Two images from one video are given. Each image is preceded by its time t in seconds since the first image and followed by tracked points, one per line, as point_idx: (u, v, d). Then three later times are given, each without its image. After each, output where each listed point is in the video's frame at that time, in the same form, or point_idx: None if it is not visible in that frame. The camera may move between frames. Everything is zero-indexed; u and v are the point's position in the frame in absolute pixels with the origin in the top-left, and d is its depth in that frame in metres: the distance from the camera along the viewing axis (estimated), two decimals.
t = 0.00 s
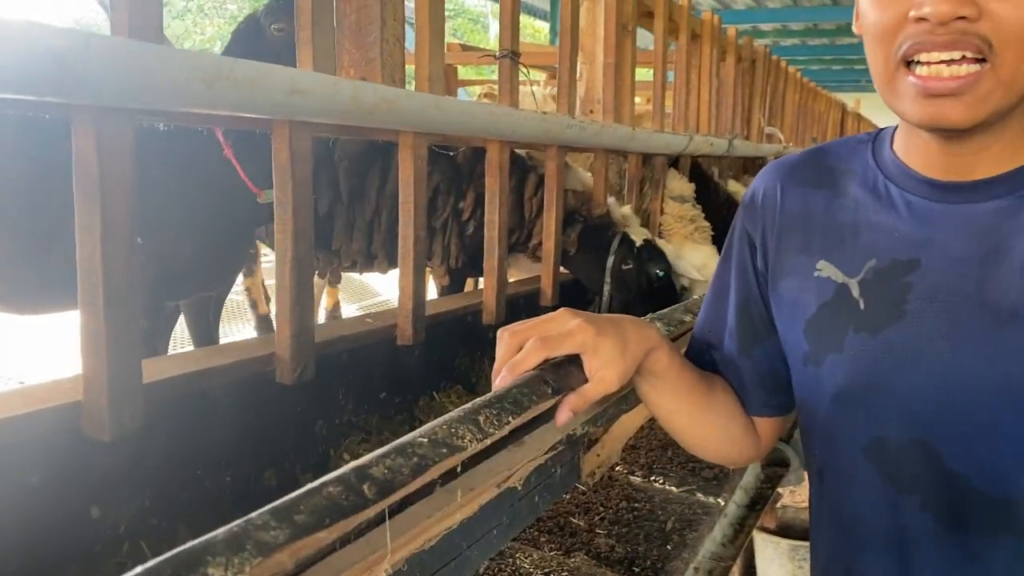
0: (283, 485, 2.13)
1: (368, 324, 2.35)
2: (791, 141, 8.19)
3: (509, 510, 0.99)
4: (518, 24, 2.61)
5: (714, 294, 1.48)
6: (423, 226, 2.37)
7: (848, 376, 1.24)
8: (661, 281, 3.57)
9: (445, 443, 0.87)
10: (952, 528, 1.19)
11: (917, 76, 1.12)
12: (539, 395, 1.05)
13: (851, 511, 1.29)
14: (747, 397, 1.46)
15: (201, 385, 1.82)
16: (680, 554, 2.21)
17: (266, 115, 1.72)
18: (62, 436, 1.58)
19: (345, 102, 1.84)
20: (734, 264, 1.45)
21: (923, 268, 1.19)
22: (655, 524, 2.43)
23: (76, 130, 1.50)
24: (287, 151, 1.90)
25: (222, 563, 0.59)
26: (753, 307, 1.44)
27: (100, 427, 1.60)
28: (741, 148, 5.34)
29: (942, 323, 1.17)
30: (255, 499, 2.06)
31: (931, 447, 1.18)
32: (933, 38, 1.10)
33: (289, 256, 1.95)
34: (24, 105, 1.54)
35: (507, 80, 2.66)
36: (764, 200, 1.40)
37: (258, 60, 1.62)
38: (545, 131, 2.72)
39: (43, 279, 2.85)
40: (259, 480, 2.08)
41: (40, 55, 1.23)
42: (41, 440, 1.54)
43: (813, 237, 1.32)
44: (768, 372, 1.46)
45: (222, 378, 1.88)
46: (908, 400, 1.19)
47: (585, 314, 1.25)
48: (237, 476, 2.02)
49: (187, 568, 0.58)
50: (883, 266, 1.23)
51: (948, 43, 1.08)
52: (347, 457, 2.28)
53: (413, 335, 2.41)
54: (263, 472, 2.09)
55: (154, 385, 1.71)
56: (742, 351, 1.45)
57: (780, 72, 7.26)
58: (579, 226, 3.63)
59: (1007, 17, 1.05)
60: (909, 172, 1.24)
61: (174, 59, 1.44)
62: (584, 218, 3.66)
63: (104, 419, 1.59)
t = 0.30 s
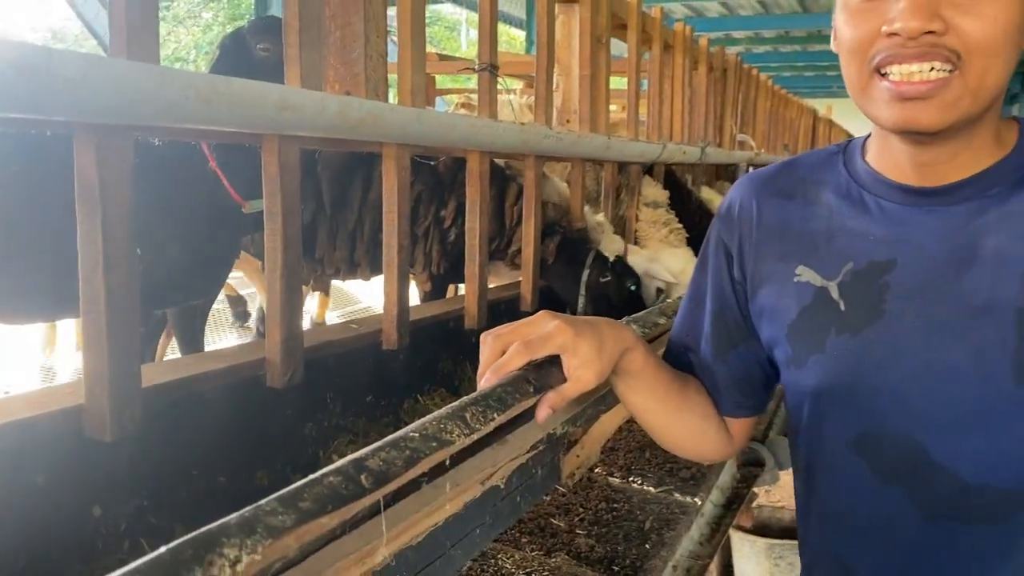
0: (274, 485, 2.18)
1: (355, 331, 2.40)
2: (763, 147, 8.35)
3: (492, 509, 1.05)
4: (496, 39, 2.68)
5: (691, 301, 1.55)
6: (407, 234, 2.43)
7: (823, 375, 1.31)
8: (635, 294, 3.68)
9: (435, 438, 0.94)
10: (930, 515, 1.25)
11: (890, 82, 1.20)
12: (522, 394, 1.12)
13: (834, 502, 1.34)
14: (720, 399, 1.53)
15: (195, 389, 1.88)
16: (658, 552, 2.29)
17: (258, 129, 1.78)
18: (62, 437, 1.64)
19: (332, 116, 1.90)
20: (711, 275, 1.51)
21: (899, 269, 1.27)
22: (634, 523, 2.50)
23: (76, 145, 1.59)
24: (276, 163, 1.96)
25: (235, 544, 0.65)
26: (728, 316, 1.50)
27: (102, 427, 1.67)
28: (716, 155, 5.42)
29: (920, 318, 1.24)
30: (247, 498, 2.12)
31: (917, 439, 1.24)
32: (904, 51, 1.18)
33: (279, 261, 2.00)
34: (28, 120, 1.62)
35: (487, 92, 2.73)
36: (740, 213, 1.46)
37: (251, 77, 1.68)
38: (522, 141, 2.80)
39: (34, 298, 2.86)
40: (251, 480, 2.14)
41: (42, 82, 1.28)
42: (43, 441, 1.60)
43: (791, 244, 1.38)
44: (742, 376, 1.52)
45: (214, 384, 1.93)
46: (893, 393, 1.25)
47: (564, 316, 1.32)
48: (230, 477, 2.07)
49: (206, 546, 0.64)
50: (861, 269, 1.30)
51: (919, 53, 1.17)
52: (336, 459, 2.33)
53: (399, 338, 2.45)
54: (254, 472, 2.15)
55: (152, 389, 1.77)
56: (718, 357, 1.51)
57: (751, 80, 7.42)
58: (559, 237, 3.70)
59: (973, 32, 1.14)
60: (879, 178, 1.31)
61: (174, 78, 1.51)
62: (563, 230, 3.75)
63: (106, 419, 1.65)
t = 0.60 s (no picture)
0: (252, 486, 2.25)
1: (332, 336, 2.46)
2: (735, 155, 8.55)
3: (468, 512, 1.12)
4: (467, 53, 2.76)
5: (660, 303, 1.58)
6: (382, 242, 2.50)
7: (778, 368, 1.34)
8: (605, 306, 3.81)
9: (407, 434, 1.01)
10: (877, 504, 1.28)
11: (853, 98, 1.24)
12: (491, 394, 1.18)
13: (790, 492, 1.38)
14: (685, 396, 1.57)
15: (176, 394, 1.93)
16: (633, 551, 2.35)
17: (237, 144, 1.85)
18: (48, 441, 1.70)
19: (309, 131, 1.97)
20: (678, 277, 1.54)
21: (853, 269, 1.28)
22: (609, 525, 2.57)
23: (64, 162, 1.65)
24: (255, 177, 2.01)
25: (222, 529, 0.72)
26: (694, 316, 1.54)
27: (90, 431, 1.72)
28: (682, 164, 5.60)
29: (869, 317, 1.26)
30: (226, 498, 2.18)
31: (865, 430, 1.27)
32: (865, 66, 1.21)
33: (258, 271, 2.05)
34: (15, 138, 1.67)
35: (459, 105, 2.81)
36: (705, 220, 1.47)
37: (231, 95, 1.75)
38: (494, 152, 2.87)
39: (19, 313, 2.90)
40: (231, 480, 2.20)
41: (34, 100, 1.34)
42: (31, 445, 1.65)
43: (752, 246, 1.40)
44: (706, 374, 1.56)
45: (194, 391, 1.98)
46: (844, 387, 1.28)
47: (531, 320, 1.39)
48: (211, 477, 2.14)
49: (195, 530, 0.70)
50: (817, 269, 1.32)
51: (879, 70, 1.20)
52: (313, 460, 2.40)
53: (375, 345, 2.49)
54: (234, 473, 2.21)
55: (137, 396, 1.83)
56: (683, 356, 1.55)
57: (722, 88, 7.57)
58: (532, 249, 3.81)
59: (931, 50, 1.17)
60: (838, 183, 1.32)
61: (160, 97, 1.57)
62: (538, 242, 3.84)
63: (93, 423, 1.71)
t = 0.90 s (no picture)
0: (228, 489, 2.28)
1: (307, 342, 2.50)
2: (705, 163, 8.69)
3: (442, 515, 1.17)
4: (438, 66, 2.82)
5: (625, 309, 1.62)
6: (355, 251, 2.55)
7: (735, 369, 1.37)
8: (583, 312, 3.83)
9: (375, 434, 1.05)
10: (828, 500, 1.34)
11: (811, 108, 1.26)
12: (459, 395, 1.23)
13: (747, 489, 1.43)
14: (650, 398, 1.60)
15: (153, 400, 1.96)
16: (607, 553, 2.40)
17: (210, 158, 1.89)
18: (27, 447, 1.72)
19: (282, 143, 2.01)
20: (642, 283, 1.58)
21: (805, 275, 1.33)
22: (585, 529, 2.62)
23: (42, 174, 1.68)
24: (229, 187, 2.05)
25: (197, 521, 0.76)
26: (657, 320, 1.58)
27: (68, 436, 1.75)
28: (653, 172, 5.71)
29: (819, 322, 1.31)
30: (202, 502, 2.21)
31: (816, 429, 1.32)
32: (825, 80, 1.23)
33: (233, 280, 2.09)
34: None
35: (430, 117, 2.86)
36: (666, 228, 1.50)
37: (206, 110, 1.79)
38: (464, 162, 2.93)
39: None
40: (207, 484, 2.23)
41: (15, 117, 1.37)
42: (10, 450, 1.68)
43: (711, 253, 1.43)
44: (670, 377, 1.59)
45: (170, 397, 2.01)
46: (796, 387, 1.33)
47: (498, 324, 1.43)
48: (187, 481, 2.17)
49: (170, 522, 0.74)
50: (771, 275, 1.36)
51: (836, 84, 1.23)
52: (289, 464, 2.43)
53: (348, 351, 2.54)
54: (210, 477, 2.24)
55: (114, 401, 1.86)
56: (647, 359, 1.58)
57: (692, 97, 7.71)
58: (511, 253, 3.86)
59: (885, 67, 1.21)
60: (792, 193, 1.37)
61: (137, 110, 1.62)
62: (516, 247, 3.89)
63: (71, 428, 1.74)
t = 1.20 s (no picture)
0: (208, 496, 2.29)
1: (286, 350, 2.52)
2: (683, 172, 8.78)
3: (423, 522, 1.19)
4: (416, 77, 2.85)
5: (599, 316, 1.65)
6: (334, 260, 2.57)
7: (702, 375, 1.41)
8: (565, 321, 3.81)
9: (351, 438, 1.09)
10: (794, 503, 1.38)
11: (782, 122, 1.27)
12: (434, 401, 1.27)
13: (716, 492, 1.46)
14: (623, 403, 1.63)
15: (132, 409, 1.97)
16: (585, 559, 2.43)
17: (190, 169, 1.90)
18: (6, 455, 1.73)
19: (261, 154, 2.04)
20: (615, 290, 1.61)
21: (770, 284, 1.37)
22: (564, 535, 2.65)
23: (24, 185, 1.70)
24: (209, 197, 2.07)
25: (175, 522, 0.79)
26: (630, 326, 1.61)
27: (48, 444, 1.76)
28: (630, 182, 5.78)
29: (784, 328, 1.35)
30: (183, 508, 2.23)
31: (781, 433, 1.36)
32: (796, 92, 1.25)
33: (211, 288, 2.11)
34: None
35: (409, 128, 2.90)
36: (638, 237, 1.55)
37: (185, 122, 1.81)
38: (441, 173, 2.97)
39: None
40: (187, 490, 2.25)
41: None
42: None
43: (681, 262, 1.47)
44: (643, 382, 1.62)
45: (150, 405, 2.02)
46: (762, 392, 1.37)
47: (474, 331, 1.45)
48: (167, 487, 2.18)
49: (150, 522, 0.77)
50: (738, 283, 1.40)
51: (808, 94, 1.24)
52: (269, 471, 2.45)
53: (327, 359, 2.56)
54: (190, 483, 2.26)
55: (94, 409, 1.87)
56: (621, 365, 1.61)
57: (670, 108, 7.81)
58: (495, 260, 3.91)
59: (852, 80, 1.24)
60: (757, 204, 1.41)
61: (117, 124, 1.64)
62: (500, 255, 3.94)
63: (51, 436, 1.76)
